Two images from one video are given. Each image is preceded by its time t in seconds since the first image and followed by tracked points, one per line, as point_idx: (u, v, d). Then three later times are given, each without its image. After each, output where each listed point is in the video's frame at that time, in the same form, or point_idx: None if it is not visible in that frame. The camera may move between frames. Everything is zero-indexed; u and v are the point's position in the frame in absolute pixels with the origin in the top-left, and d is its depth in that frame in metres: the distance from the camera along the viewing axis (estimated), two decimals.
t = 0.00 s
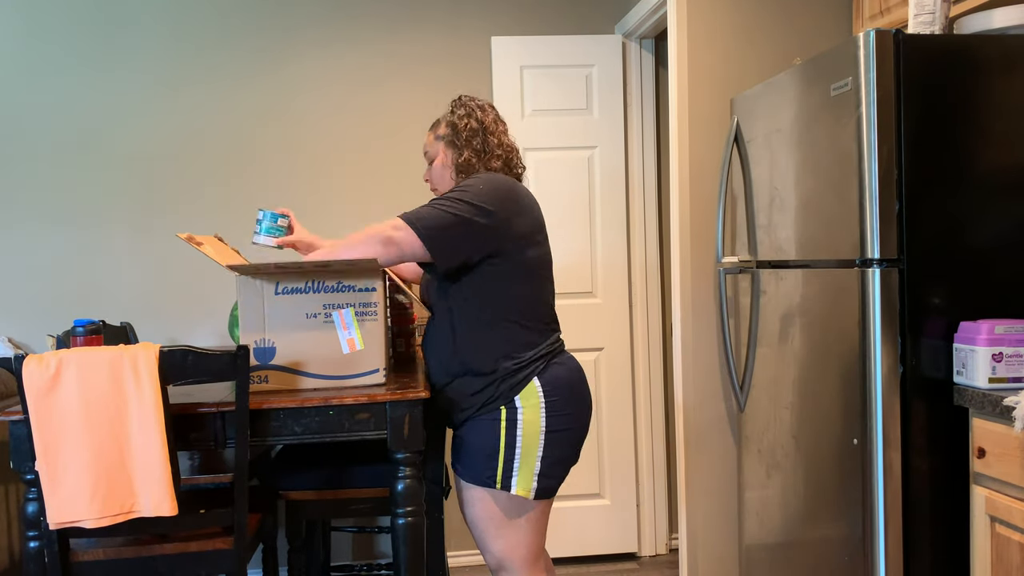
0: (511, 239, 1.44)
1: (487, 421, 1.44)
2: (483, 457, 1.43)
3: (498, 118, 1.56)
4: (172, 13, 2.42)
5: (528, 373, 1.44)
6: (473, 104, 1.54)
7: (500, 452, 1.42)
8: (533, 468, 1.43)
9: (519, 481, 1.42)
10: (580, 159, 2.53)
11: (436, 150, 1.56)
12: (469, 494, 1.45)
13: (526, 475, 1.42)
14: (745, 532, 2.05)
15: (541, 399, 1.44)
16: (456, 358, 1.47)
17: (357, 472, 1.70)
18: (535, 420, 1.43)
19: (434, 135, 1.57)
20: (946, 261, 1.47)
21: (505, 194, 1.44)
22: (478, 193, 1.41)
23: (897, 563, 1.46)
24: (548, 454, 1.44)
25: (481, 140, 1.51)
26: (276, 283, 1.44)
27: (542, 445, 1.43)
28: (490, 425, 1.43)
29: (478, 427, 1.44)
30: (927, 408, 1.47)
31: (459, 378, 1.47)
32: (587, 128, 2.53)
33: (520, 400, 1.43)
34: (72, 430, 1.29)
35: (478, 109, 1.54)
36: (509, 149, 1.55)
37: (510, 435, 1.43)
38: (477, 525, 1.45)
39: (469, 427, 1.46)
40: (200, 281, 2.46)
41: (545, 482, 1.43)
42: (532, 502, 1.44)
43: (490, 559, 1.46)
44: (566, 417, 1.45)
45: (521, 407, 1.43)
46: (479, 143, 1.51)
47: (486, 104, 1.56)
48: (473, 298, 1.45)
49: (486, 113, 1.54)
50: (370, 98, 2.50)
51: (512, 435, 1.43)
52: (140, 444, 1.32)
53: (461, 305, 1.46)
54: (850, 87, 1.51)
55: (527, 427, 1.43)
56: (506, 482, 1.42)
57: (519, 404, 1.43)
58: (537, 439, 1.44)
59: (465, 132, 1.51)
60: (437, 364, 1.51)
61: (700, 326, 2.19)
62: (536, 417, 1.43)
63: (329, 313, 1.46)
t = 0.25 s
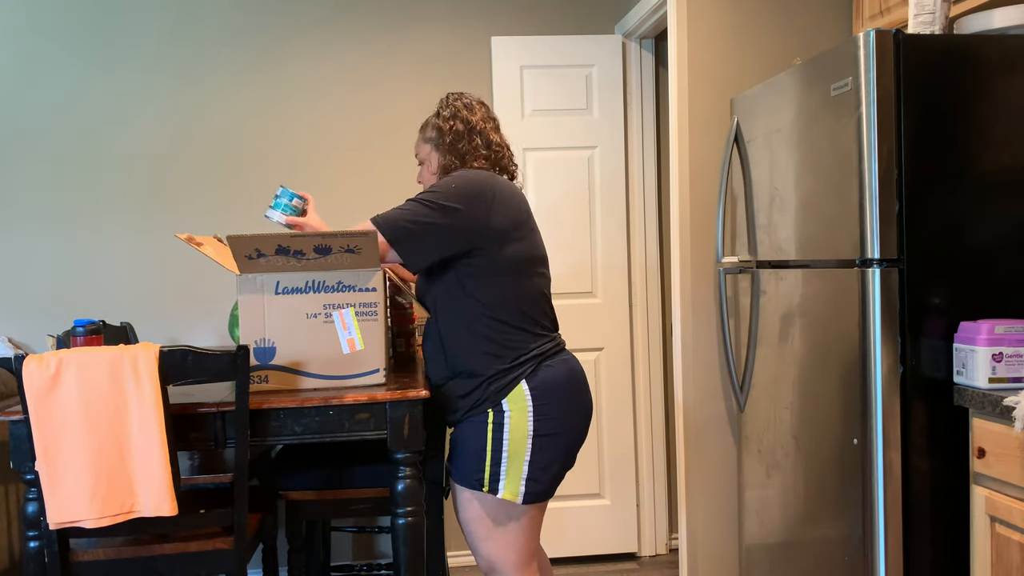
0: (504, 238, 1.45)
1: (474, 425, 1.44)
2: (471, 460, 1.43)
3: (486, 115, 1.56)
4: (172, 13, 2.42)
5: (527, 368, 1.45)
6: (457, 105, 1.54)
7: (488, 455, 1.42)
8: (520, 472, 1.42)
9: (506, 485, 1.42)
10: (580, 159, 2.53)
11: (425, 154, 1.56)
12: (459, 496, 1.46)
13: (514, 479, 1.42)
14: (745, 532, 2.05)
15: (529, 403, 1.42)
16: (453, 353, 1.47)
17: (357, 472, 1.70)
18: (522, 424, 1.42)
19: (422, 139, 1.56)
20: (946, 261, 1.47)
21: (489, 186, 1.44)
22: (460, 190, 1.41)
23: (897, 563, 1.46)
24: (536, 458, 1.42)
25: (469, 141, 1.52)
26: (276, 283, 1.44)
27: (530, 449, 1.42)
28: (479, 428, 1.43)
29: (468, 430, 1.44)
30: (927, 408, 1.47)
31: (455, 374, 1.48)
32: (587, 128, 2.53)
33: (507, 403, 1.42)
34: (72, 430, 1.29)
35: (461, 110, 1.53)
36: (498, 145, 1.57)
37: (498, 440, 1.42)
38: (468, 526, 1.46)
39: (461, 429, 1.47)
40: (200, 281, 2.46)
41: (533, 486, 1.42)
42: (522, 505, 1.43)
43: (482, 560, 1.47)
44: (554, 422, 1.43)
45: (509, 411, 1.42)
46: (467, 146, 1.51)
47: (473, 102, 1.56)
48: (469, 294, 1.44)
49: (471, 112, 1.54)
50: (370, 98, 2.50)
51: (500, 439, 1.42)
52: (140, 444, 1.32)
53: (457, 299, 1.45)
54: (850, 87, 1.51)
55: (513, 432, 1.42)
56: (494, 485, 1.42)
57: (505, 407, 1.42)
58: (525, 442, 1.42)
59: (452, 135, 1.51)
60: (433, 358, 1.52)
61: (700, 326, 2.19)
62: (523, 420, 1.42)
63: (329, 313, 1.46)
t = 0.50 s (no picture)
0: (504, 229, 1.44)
1: (468, 424, 1.46)
2: (466, 458, 1.45)
3: (490, 121, 1.55)
4: (172, 13, 2.42)
5: (544, 353, 1.44)
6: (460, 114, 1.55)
7: (477, 454, 1.42)
8: (508, 470, 1.40)
9: (497, 483, 1.41)
10: (580, 159, 2.53)
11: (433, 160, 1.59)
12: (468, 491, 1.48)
13: (503, 476, 1.41)
14: (745, 532, 2.06)
15: (513, 403, 1.40)
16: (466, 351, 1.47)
17: (357, 472, 1.70)
18: (507, 424, 1.40)
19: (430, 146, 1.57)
20: (946, 261, 1.47)
21: (474, 184, 1.45)
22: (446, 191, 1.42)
23: (897, 563, 1.46)
24: (522, 457, 1.40)
25: (472, 149, 1.52)
26: (276, 283, 1.44)
27: (515, 448, 1.40)
28: (471, 427, 1.45)
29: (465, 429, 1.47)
30: (927, 408, 1.47)
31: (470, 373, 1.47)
32: (587, 128, 2.53)
33: (494, 402, 1.42)
34: (72, 430, 1.29)
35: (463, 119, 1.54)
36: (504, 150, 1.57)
37: (485, 439, 1.42)
38: (476, 521, 1.48)
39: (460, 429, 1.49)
40: (200, 280, 2.46)
41: (524, 485, 1.40)
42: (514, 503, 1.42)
43: (489, 556, 1.48)
44: (543, 421, 1.40)
45: (494, 410, 1.42)
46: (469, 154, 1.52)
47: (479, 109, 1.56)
48: (475, 287, 1.44)
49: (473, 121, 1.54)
50: (370, 98, 2.50)
51: (487, 439, 1.42)
52: (140, 444, 1.32)
53: (464, 296, 1.45)
54: (850, 87, 1.51)
55: (499, 431, 1.41)
56: (485, 483, 1.42)
57: (492, 408, 1.42)
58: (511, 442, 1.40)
59: (454, 143, 1.52)
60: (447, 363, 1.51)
61: (700, 326, 2.19)
62: (509, 419, 1.41)
63: (330, 313, 1.46)
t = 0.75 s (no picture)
0: (522, 231, 1.45)
1: (477, 424, 1.46)
2: (474, 458, 1.45)
3: (498, 118, 1.56)
4: (172, 13, 2.42)
5: (553, 353, 1.46)
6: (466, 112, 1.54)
7: (488, 454, 1.43)
8: (519, 469, 1.41)
9: (507, 482, 1.42)
10: (580, 159, 2.53)
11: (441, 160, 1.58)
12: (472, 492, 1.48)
13: (514, 476, 1.41)
14: (745, 531, 2.06)
15: (527, 403, 1.42)
16: (478, 351, 1.46)
17: (357, 472, 1.70)
18: (521, 423, 1.42)
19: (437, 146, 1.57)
20: (946, 261, 1.47)
21: (497, 184, 1.45)
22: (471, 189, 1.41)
23: (897, 563, 1.46)
24: (535, 455, 1.41)
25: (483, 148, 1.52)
26: (276, 283, 1.44)
27: (528, 447, 1.42)
28: (480, 427, 1.45)
29: (474, 429, 1.46)
30: (927, 408, 1.47)
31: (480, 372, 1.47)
32: (587, 128, 2.53)
33: (507, 402, 1.43)
34: (72, 429, 1.29)
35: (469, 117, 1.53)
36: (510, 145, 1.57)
37: (496, 438, 1.43)
38: (481, 522, 1.48)
39: (467, 428, 1.49)
40: (200, 280, 2.46)
41: (535, 484, 1.41)
42: (524, 502, 1.43)
43: (494, 557, 1.48)
44: (555, 419, 1.42)
45: (507, 410, 1.43)
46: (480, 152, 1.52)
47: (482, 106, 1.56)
48: (492, 287, 1.44)
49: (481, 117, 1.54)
50: (370, 98, 2.50)
51: (498, 438, 1.42)
52: (140, 444, 1.32)
53: (480, 296, 1.45)
54: (850, 87, 1.51)
55: (512, 430, 1.42)
56: (495, 483, 1.42)
57: (504, 407, 1.43)
58: (524, 441, 1.42)
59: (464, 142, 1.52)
60: (455, 362, 1.51)
61: (700, 326, 2.19)
62: (522, 418, 1.42)
63: (329, 313, 1.46)
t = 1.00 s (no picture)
0: (527, 233, 1.45)
1: (476, 424, 1.46)
2: (474, 458, 1.44)
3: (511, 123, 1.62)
4: (172, 12, 2.42)
5: (553, 354, 1.47)
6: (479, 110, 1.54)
7: (489, 454, 1.43)
8: (519, 468, 1.42)
9: (507, 481, 1.41)
10: (580, 159, 2.53)
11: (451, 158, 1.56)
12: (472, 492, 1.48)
13: (514, 475, 1.42)
14: (745, 532, 2.06)
15: (528, 403, 1.42)
16: (479, 350, 1.46)
17: (357, 472, 1.70)
18: (521, 423, 1.42)
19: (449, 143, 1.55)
20: (946, 261, 1.47)
21: (505, 187, 1.44)
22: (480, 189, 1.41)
23: (897, 563, 1.47)
24: (535, 455, 1.42)
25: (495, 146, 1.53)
26: (276, 283, 1.44)
27: (529, 446, 1.42)
28: (480, 427, 1.45)
29: (473, 429, 1.46)
30: (927, 408, 1.47)
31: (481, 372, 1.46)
32: (587, 129, 2.53)
33: (507, 402, 1.43)
34: (72, 429, 1.29)
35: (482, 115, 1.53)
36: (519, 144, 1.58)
37: (496, 438, 1.42)
38: (480, 522, 1.48)
39: (467, 427, 1.48)
40: (200, 280, 2.46)
41: (535, 483, 1.42)
42: (523, 502, 1.43)
43: (494, 557, 1.47)
44: (555, 419, 1.42)
45: (508, 409, 1.42)
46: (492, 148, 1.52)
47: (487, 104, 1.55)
48: (495, 288, 1.44)
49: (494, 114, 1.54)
50: (370, 98, 2.50)
51: (499, 438, 1.42)
52: (140, 444, 1.32)
53: (483, 296, 1.45)
54: (850, 87, 1.51)
55: (512, 430, 1.42)
56: (495, 482, 1.42)
57: (505, 407, 1.43)
58: (524, 440, 1.42)
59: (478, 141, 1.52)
60: (455, 362, 1.50)
61: (700, 326, 2.19)
62: (522, 418, 1.42)
63: (329, 313, 1.46)
